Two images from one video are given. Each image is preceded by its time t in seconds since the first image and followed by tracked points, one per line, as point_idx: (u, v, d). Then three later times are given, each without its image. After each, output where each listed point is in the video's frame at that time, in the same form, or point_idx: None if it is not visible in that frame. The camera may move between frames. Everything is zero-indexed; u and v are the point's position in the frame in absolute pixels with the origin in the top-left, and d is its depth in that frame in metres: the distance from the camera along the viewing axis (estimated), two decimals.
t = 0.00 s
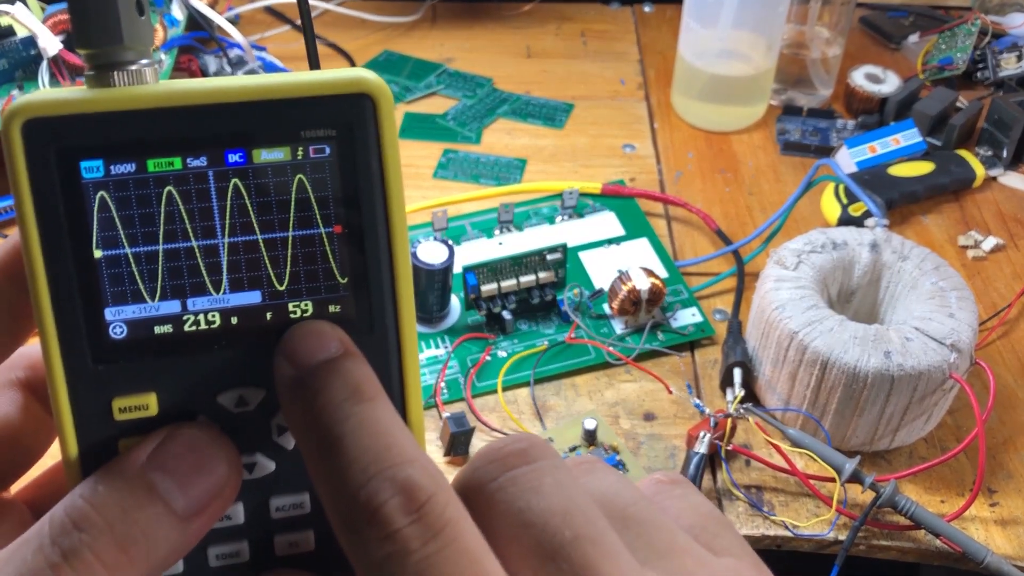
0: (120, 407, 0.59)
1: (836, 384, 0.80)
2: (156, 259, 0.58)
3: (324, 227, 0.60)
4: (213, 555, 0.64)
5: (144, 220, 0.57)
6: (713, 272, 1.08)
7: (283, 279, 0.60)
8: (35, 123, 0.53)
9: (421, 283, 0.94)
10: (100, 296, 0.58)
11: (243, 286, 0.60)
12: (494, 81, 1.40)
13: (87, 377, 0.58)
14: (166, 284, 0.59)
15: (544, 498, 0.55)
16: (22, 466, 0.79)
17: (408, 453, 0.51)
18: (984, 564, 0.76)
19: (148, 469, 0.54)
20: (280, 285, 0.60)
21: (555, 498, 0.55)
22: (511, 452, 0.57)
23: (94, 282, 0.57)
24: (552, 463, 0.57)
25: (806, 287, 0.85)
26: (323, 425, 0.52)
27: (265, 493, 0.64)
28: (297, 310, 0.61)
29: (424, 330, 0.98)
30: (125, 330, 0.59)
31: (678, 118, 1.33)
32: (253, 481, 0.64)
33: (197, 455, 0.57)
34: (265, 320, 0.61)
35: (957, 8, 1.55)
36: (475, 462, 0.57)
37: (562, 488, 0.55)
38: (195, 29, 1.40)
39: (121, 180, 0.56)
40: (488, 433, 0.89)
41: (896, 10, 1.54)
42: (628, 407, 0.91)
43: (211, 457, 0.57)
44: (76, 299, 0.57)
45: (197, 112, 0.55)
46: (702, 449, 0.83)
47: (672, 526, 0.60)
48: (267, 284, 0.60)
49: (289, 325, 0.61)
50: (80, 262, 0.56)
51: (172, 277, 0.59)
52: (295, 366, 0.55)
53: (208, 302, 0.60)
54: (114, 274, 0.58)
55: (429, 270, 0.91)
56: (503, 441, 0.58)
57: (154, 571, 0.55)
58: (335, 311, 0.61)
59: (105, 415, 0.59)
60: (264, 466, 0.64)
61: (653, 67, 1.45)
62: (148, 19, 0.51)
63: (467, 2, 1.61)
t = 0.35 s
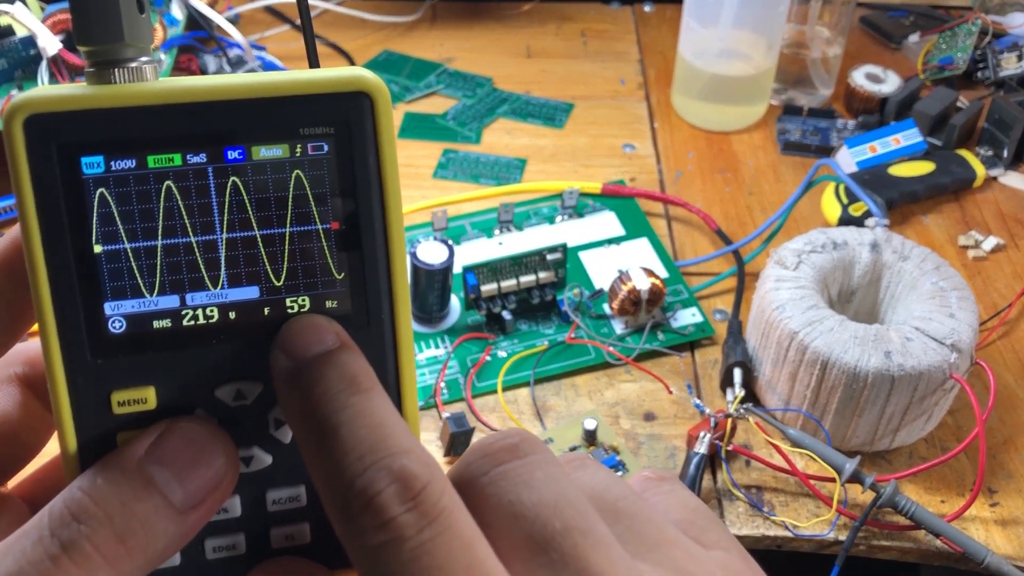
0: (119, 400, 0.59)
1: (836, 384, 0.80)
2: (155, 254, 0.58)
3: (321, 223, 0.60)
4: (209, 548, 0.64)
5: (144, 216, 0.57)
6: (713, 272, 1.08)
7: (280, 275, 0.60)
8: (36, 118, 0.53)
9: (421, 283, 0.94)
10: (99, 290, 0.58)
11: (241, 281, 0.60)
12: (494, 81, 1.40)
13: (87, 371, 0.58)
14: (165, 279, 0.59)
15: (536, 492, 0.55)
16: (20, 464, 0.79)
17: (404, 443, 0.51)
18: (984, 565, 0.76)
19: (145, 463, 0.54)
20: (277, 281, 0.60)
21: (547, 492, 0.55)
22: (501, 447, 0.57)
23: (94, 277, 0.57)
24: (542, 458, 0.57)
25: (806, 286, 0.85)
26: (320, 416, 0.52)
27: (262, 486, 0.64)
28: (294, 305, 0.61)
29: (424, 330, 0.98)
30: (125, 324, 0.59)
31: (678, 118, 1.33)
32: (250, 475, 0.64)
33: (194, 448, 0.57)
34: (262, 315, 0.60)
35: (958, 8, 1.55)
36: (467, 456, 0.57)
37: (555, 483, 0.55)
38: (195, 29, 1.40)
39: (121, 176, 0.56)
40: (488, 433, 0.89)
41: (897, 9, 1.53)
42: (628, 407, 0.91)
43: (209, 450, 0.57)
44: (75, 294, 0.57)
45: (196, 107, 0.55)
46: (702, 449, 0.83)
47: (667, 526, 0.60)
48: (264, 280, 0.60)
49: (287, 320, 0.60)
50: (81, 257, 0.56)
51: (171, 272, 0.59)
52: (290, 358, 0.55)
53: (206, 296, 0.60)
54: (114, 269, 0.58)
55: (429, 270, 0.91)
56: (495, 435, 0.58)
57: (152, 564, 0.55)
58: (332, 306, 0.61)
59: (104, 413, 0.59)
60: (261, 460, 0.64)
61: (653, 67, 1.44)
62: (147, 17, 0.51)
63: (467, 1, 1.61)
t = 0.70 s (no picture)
0: (128, 399, 0.59)
1: (836, 384, 0.80)
2: (165, 256, 0.58)
3: (326, 227, 0.60)
4: (215, 545, 0.64)
5: (153, 219, 0.57)
6: (713, 272, 1.08)
7: (286, 277, 0.60)
8: (50, 124, 0.53)
9: (420, 284, 0.94)
10: (108, 289, 0.58)
11: (247, 283, 0.60)
12: (494, 81, 1.40)
13: (96, 371, 0.58)
14: (173, 281, 0.59)
15: (532, 489, 0.55)
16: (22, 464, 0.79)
17: (404, 440, 0.51)
18: (984, 565, 0.76)
19: (153, 459, 0.54)
20: (282, 283, 0.60)
21: (545, 489, 0.55)
22: (500, 447, 0.57)
23: (104, 278, 0.57)
24: (540, 457, 0.57)
25: (806, 286, 0.85)
26: (322, 415, 0.52)
27: (267, 484, 0.64)
28: (299, 307, 0.61)
29: (424, 330, 0.98)
30: (134, 325, 0.59)
31: (678, 118, 1.33)
32: (256, 472, 0.64)
33: (201, 446, 0.57)
34: (268, 317, 0.60)
35: (958, 8, 1.55)
36: (467, 456, 0.57)
37: (552, 482, 0.56)
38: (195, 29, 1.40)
39: (131, 181, 0.56)
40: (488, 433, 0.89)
41: (897, 9, 1.54)
42: (628, 407, 0.91)
43: (215, 448, 0.57)
44: (86, 296, 0.57)
45: (206, 112, 0.55)
46: (703, 449, 0.83)
47: (663, 524, 0.61)
48: (270, 282, 0.60)
49: (291, 322, 0.60)
50: (92, 259, 0.57)
51: (180, 274, 0.59)
52: (296, 357, 0.56)
53: (213, 298, 0.60)
54: (124, 271, 0.58)
55: (428, 270, 0.91)
56: (494, 436, 0.58)
57: (159, 560, 0.55)
58: (336, 308, 0.61)
59: (106, 413, 0.59)
60: (266, 458, 0.64)
61: (653, 66, 1.45)
62: (158, 26, 0.52)
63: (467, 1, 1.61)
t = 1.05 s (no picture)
0: (132, 392, 0.59)
1: (835, 383, 0.80)
2: (168, 250, 0.59)
3: (328, 220, 0.60)
4: (219, 536, 0.65)
5: (157, 213, 0.58)
6: (712, 272, 1.08)
7: (288, 271, 0.60)
8: (56, 121, 0.54)
9: (420, 283, 0.94)
10: (114, 283, 0.58)
11: (251, 277, 0.60)
12: (494, 81, 1.40)
13: (101, 363, 0.59)
14: (177, 275, 0.59)
15: (533, 480, 0.55)
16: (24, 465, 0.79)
17: (407, 429, 0.52)
18: (983, 564, 0.76)
19: (158, 451, 0.54)
20: (286, 277, 0.60)
21: (545, 479, 0.55)
22: (501, 439, 0.57)
23: (109, 272, 0.57)
24: (540, 448, 0.57)
25: (805, 286, 0.85)
26: (325, 405, 0.52)
27: (270, 476, 0.65)
28: (301, 301, 0.61)
29: (424, 330, 0.99)
30: (138, 318, 0.59)
31: (677, 118, 1.33)
32: (260, 465, 0.64)
33: (204, 439, 0.57)
34: (271, 310, 0.60)
35: (957, 8, 1.55)
36: (467, 447, 0.57)
37: (553, 475, 0.56)
38: (196, 30, 1.41)
39: (136, 175, 0.57)
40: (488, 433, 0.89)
41: (896, 10, 1.54)
42: (627, 407, 0.92)
43: (219, 440, 0.58)
44: (91, 291, 0.57)
45: (210, 108, 0.56)
46: (702, 448, 0.83)
47: (661, 518, 0.61)
48: (273, 276, 0.60)
49: (293, 315, 0.61)
50: (98, 256, 0.57)
51: (183, 268, 0.59)
52: (298, 349, 0.56)
53: (217, 292, 0.60)
54: (128, 265, 0.58)
55: (429, 270, 0.91)
56: (495, 427, 0.58)
57: (163, 552, 0.55)
58: (339, 301, 0.61)
59: (108, 409, 0.59)
60: (269, 450, 0.64)
61: (653, 67, 1.45)
62: (161, 23, 0.52)
63: (467, 2, 1.61)
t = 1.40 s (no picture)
0: (138, 391, 0.59)
1: (835, 383, 0.80)
2: (175, 250, 0.58)
3: (333, 221, 0.60)
4: (224, 534, 0.64)
5: (164, 214, 0.57)
6: (712, 272, 1.08)
7: (294, 271, 0.60)
8: (64, 121, 0.53)
9: (421, 283, 0.94)
10: (120, 283, 0.58)
11: (256, 277, 0.60)
12: (494, 81, 1.40)
13: (107, 363, 0.59)
14: (184, 275, 0.59)
15: (536, 477, 0.55)
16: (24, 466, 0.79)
17: (411, 426, 0.52)
18: (984, 565, 0.76)
19: (164, 450, 0.54)
20: (291, 277, 0.60)
21: (548, 477, 0.55)
22: (504, 438, 0.57)
23: (116, 272, 0.57)
24: (544, 447, 0.57)
25: (806, 286, 0.85)
26: (329, 402, 0.52)
27: (275, 474, 0.64)
28: (306, 300, 0.61)
29: (424, 330, 0.99)
30: (144, 318, 0.59)
31: (677, 118, 1.33)
32: (265, 463, 0.64)
33: (211, 437, 0.57)
34: (277, 310, 0.60)
35: (957, 8, 1.55)
36: (473, 446, 0.57)
37: (557, 474, 0.56)
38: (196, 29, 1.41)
39: (142, 176, 0.56)
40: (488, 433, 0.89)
41: (896, 9, 1.54)
42: (627, 407, 0.91)
43: (224, 439, 0.57)
44: (97, 289, 0.57)
45: (216, 108, 0.56)
46: (702, 448, 0.83)
47: (661, 516, 0.61)
48: (279, 276, 0.60)
49: (299, 315, 0.60)
50: (104, 255, 0.57)
51: (190, 268, 0.59)
52: (303, 348, 0.56)
53: (223, 292, 0.60)
54: (135, 265, 0.58)
55: (429, 270, 0.91)
56: (499, 426, 0.58)
57: (169, 550, 0.55)
58: (344, 301, 0.61)
59: (113, 409, 0.59)
60: (275, 449, 0.64)
61: (653, 67, 1.45)
62: (168, 24, 0.52)
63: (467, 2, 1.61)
